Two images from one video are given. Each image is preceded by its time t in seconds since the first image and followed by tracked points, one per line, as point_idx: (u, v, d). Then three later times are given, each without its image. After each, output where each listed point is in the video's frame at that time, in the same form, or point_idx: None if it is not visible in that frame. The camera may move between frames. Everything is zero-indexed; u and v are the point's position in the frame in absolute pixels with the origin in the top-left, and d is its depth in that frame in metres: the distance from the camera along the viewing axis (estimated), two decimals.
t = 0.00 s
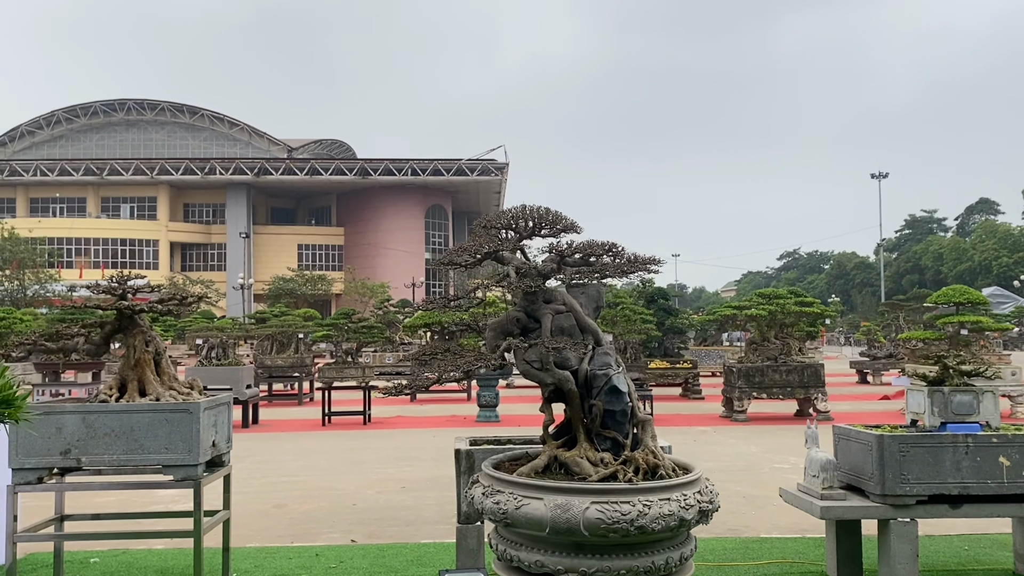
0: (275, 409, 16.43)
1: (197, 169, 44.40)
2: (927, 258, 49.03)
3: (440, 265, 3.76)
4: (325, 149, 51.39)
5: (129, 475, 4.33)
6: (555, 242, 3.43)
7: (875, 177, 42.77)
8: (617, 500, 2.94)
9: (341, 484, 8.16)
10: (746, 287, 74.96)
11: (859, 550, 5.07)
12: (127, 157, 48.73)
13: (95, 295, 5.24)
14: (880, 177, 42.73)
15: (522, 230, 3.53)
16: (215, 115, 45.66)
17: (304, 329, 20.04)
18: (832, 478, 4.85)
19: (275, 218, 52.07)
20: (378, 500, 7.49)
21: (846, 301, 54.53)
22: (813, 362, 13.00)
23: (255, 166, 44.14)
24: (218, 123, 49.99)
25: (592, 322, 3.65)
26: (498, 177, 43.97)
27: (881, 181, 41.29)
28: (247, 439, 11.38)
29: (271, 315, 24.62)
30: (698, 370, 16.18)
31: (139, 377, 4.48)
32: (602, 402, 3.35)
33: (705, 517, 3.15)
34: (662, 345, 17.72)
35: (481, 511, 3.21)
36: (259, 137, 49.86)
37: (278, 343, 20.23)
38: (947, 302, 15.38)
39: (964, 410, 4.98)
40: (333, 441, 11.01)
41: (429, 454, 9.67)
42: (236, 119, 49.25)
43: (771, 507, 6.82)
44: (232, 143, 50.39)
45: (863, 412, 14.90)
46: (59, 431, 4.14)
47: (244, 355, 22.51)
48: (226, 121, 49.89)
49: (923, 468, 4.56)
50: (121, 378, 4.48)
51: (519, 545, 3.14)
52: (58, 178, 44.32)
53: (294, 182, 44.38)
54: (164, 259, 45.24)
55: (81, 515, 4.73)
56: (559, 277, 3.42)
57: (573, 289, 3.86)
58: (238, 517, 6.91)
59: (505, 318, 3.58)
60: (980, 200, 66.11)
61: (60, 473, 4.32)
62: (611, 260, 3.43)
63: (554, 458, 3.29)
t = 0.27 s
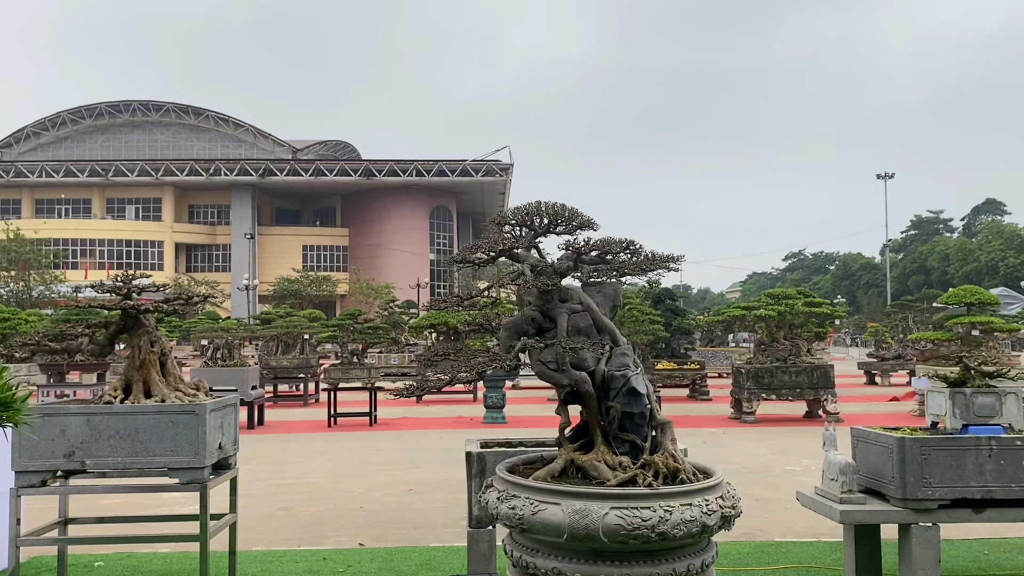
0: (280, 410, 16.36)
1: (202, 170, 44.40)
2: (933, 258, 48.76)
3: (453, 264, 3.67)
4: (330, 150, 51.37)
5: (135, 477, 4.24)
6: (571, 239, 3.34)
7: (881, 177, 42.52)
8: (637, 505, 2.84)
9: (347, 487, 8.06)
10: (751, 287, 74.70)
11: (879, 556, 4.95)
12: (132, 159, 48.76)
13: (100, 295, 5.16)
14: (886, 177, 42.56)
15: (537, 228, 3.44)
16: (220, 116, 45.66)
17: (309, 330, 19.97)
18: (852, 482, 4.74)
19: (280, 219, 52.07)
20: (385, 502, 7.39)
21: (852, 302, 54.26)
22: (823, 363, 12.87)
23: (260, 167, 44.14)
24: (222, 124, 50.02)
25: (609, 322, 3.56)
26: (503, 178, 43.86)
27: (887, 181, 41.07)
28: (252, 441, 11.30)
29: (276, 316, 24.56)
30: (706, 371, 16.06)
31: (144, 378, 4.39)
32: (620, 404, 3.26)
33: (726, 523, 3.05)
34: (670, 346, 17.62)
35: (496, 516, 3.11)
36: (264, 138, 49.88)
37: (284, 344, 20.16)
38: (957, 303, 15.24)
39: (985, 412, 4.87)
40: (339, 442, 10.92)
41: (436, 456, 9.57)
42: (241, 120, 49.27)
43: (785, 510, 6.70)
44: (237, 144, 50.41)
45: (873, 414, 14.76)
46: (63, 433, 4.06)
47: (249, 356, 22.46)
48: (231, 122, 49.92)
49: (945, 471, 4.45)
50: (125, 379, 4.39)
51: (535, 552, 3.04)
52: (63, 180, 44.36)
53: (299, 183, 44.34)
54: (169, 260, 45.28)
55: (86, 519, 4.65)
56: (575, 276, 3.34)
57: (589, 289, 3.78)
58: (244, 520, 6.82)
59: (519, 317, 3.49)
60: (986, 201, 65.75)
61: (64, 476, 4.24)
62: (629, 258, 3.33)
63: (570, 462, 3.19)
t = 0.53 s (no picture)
0: (284, 411, 16.29)
1: (206, 171, 44.41)
2: (938, 260, 48.60)
3: (466, 262, 3.60)
4: (334, 151, 51.34)
5: (140, 481, 4.16)
6: (587, 237, 3.26)
7: (886, 178, 42.36)
8: (658, 511, 2.74)
9: (353, 489, 7.98)
10: (755, 289, 74.54)
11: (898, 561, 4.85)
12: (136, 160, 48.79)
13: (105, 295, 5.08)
14: (890, 178, 42.43)
15: (553, 225, 3.37)
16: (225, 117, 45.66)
17: (314, 331, 19.91)
18: (871, 485, 4.64)
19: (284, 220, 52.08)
20: (391, 505, 7.30)
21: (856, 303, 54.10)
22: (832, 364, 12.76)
23: (264, 169, 44.11)
24: (227, 125, 50.04)
25: (626, 322, 3.48)
26: (507, 179, 43.81)
27: (892, 182, 40.93)
28: (257, 443, 11.22)
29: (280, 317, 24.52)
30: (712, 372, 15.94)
31: (149, 379, 4.31)
32: (639, 407, 3.17)
33: (749, 529, 2.95)
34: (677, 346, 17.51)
35: (511, 522, 3.02)
36: (268, 139, 49.88)
37: (289, 345, 20.11)
38: (966, 303, 15.15)
39: (1008, 414, 4.77)
40: (344, 444, 10.84)
41: (442, 458, 9.48)
42: (245, 121, 49.28)
43: (799, 514, 6.58)
44: (241, 146, 50.42)
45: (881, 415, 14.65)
46: (67, 436, 3.99)
47: (254, 357, 22.41)
48: (235, 123, 49.94)
49: (967, 475, 4.35)
50: (130, 380, 4.32)
51: (553, 559, 2.95)
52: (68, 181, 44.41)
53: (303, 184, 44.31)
54: (174, 261, 45.31)
55: (89, 523, 4.56)
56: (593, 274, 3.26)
57: (605, 289, 3.70)
58: (249, 523, 6.74)
59: (534, 317, 3.41)
60: (991, 202, 65.50)
61: (68, 479, 4.17)
62: (648, 256, 3.26)
63: (588, 466, 3.10)
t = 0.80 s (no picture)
0: (287, 413, 16.18)
1: (209, 173, 44.34)
2: (942, 261, 48.34)
3: (474, 259, 3.49)
4: (336, 152, 51.27)
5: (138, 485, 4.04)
6: (602, 233, 3.16)
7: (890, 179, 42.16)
8: (676, 519, 2.62)
9: (356, 492, 7.86)
10: (759, 290, 74.31)
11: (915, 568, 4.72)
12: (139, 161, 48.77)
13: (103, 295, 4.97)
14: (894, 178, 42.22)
15: (564, 221, 3.26)
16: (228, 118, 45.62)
17: (316, 333, 19.80)
18: (889, 490, 4.51)
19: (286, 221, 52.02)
20: (395, 509, 7.18)
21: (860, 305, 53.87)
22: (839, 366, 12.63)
23: (267, 170, 44.01)
24: (230, 126, 50.00)
25: (640, 322, 3.37)
26: (510, 180, 43.69)
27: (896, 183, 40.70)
28: (259, 445, 11.11)
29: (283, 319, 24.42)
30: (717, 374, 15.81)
31: (148, 381, 4.20)
32: (654, 410, 3.07)
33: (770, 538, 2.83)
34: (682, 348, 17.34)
35: (522, 530, 2.90)
36: (271, 141, 49.84)
37: (291, 347, 20.00)
38: (974, 305, 14.99)
39: None
40: (347, 446, 10.73)
41: (446, 461, 9.36)
42: (247, 122, 49.23)
43: (810, 518, 6.45)
44: (244, 147, 50.38)
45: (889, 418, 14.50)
46: (63, 439, 3.87)
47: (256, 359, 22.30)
48: (238, 125, 49.89)
49: (989, 480, 4.22)
50: (129, 382, 4.21)
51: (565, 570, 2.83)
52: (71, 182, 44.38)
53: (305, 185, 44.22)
54: (176, 263, 45.27)
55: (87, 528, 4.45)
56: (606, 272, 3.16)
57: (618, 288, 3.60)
58: (250, 527, 6.63)
59: (545, 317, 3.30)
60: (995, 203, 65.18)
61: (64, 484, 4.05)
62: (664, 253, 3.15)
63: (601, 472, 2.99)
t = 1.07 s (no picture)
0: (287, 415, 16.07)
1: (210, 174, 44.27)
2: (945, 262, 48.11)
3: (477, 255, 3.39)
4: (338, 153, 51.20)
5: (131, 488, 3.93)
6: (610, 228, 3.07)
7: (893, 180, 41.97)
8: (687, 525, 2.50)
9: (356, 495, 7.75)
10: (761, 292, 74.08)
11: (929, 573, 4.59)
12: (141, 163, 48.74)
13: (96, 294, 4.87)
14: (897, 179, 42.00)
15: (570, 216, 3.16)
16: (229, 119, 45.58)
17: (317, 334, 19.69)
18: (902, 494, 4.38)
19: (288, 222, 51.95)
20: (395, 512, 7.07)
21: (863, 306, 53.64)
22: (844, 367, 12.50)
23: (268, 171, 43.90)
24: (231, 128, 49.96)
25: (647, 320, 3.28)
26: (511, 182, 43.58)
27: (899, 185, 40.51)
28: (258, 447, 11.00)
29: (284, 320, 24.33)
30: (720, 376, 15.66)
31: (141, 383, 4.09)
32: (663, 412, 2.95)
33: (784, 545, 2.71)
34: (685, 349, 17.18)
35: (527, 537, 2.78)
36: (272, 142, 49.78)
37: (292, 348, 19.89)
38: (980, 305, 14.84)
39: None
40: (347, 448, 10.60)
41: (447, 463, 9.24)
42: (249, 124, 49.18)
43: (817, 522, 6.33)
44: (245, 148, 50.33)
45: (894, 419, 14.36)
46: (54, 441, 3.77)
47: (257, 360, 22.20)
48: (239, 126, 49.86)
49: (1006, 484, 4.09)
50: (121, 383, 4.10)
51: None
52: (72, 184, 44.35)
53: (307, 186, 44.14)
54: (178, 264, 45.21)
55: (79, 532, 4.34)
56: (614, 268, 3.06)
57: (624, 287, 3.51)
58: (248, 530, 6.52)
59: (550, 315, 3.19)
60: (998, 204, 64.92)
61: (56, 487, 3.94)
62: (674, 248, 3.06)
63: (608, 476, 2.87)
